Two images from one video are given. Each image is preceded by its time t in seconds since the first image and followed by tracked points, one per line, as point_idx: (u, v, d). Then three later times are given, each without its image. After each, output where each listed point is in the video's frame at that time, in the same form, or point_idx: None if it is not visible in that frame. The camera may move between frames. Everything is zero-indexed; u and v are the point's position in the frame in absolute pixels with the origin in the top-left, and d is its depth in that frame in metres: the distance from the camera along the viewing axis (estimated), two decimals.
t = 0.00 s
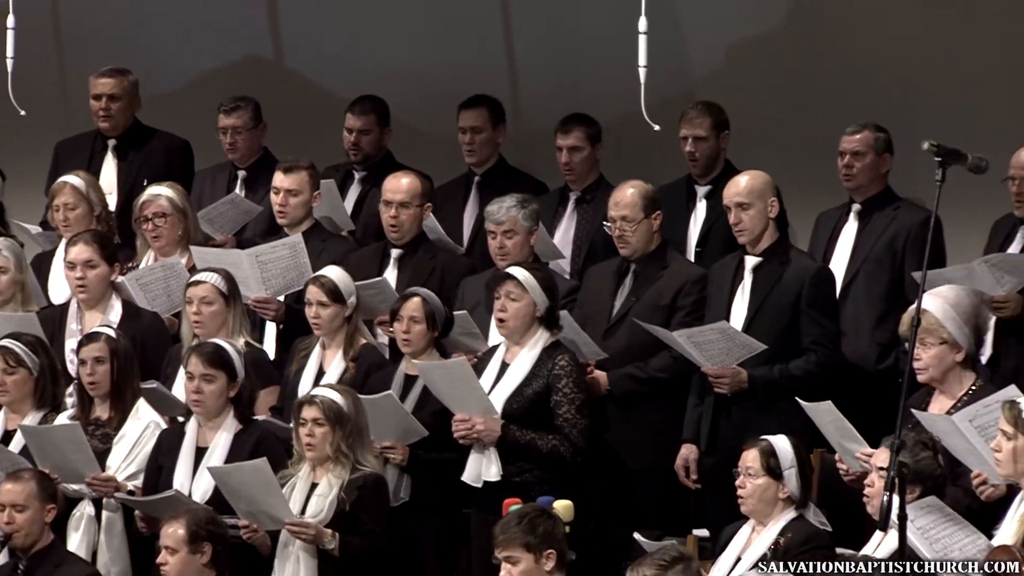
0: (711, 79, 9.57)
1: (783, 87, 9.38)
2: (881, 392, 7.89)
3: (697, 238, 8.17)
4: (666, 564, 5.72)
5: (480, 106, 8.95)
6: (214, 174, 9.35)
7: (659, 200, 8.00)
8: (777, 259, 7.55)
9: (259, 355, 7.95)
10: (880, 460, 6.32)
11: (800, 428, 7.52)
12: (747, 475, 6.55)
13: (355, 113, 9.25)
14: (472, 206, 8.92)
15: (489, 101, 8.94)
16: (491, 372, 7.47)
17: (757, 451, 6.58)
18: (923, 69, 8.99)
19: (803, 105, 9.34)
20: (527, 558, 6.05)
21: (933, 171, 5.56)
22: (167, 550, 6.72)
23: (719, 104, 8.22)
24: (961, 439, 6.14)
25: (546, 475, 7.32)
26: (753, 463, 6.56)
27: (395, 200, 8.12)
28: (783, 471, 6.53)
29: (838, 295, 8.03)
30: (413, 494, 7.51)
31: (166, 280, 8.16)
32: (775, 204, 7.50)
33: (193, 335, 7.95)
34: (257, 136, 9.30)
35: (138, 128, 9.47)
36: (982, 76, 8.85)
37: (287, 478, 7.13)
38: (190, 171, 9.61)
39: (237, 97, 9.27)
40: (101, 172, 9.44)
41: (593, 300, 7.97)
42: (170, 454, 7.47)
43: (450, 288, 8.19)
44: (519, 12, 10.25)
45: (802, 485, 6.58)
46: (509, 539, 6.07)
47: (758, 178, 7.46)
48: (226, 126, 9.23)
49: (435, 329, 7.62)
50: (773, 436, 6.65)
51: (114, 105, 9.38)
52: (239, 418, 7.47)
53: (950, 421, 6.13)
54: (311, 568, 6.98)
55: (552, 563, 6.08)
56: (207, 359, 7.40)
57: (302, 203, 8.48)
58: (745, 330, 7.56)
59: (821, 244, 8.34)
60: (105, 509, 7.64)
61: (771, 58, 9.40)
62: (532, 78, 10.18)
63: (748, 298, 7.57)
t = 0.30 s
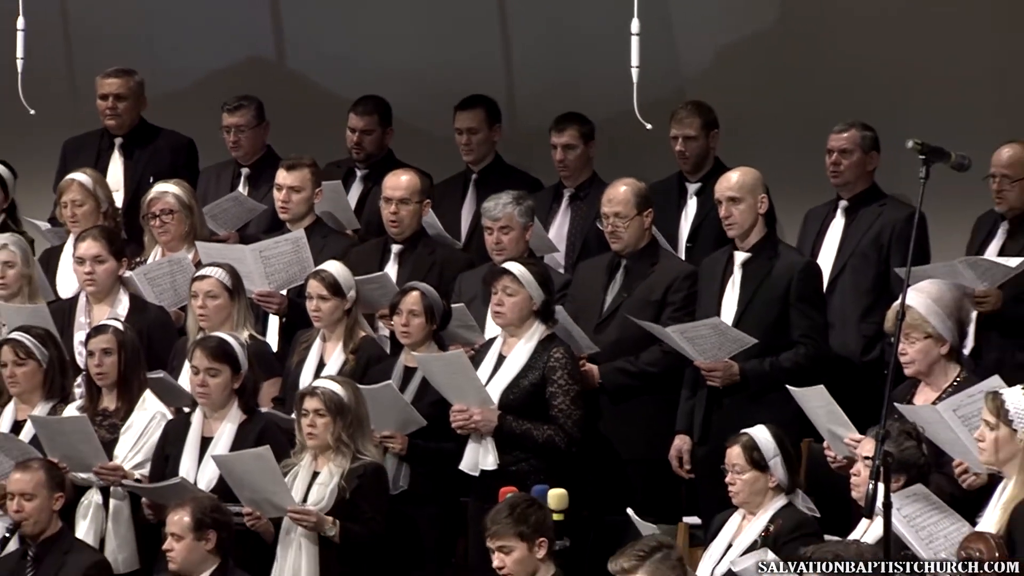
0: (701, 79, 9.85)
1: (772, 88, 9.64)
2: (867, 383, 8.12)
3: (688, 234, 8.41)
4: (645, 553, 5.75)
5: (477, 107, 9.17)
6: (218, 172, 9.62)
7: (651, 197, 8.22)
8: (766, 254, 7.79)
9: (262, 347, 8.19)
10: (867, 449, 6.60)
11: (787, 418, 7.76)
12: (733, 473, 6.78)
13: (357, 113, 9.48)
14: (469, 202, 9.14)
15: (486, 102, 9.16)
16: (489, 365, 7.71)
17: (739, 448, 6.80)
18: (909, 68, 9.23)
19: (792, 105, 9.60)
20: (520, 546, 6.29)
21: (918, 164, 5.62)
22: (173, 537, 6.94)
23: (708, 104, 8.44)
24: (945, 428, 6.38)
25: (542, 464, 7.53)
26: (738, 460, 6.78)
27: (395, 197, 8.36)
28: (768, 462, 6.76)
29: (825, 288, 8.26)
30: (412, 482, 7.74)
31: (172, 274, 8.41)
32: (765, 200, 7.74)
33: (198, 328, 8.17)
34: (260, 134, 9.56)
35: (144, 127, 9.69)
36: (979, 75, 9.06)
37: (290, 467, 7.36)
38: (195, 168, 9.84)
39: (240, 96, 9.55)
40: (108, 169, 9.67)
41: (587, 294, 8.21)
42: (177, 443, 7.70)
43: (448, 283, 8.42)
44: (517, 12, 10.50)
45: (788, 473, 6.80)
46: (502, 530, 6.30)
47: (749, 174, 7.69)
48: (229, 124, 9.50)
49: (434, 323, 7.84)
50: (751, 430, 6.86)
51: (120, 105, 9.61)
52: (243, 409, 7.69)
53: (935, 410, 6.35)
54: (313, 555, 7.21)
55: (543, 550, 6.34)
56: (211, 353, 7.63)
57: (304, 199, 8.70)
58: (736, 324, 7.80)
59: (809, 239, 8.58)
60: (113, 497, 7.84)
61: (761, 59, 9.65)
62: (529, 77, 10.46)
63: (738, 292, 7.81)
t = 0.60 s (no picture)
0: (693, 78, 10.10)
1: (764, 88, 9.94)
2: (852, 372, 8.42)
3: (679, 230, 8.67)
4: (621, 547, 6.03)
5: (474, 107, 9.44)
6: (223, 170, 9.89)
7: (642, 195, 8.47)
8: (755, 249, 8.04)
9: (265, 340, 8.44)
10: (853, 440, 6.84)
11: (775, 409, 8.00)
12: (723, 464, 7.02)
13: (358, 113, 9.73)
14: (467, 199, 9.40)
15: (482, 102, 9.43)
16: (486, 357, 7.97)
17: (728, 439, 7.02)
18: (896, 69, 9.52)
19: (783, 105, 9.89)
20: (521, 541, 6.56)
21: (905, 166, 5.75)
22: (179, 523, 7.18)
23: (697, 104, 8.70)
24: (928, 418, 6.64)
25: (537, 453, 7.80)
26: (727, 451, 7.02)
27: (393, 197, 8.62)
28: (755, 452, 7.00)
29: (812, 282, 8.52)
30: (412, 471, 7.98)
31: (178, 269, 8.66)
32: (754, 198, 7.96)
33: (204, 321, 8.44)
34: (264, 133, 9.82)
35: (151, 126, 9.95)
36: (975, 76, 9.32)
37: (293, 456, 7.61)
38: (200, 166, 10.10)
39: (244, 97, 9.81)
40: (116, 168, 9.92)
41: (581, 290, 8.46)
42: (182, 433, 7.96)
43: (446, 278, 8.68)
44: (514, 13, 10.77)
45: (777, 461, 7.05)
46: (502, 528, 6.55)
47: (739, 173, 7.91)
48: (234, 125, 9.77)
49: (433, 316, 8.11)
50: (740, 421, 7.08)
51: (128, 104, 9.86)
52: (247, 400, 7.95)
53: (917, 400, 6.61)
54: (315, 542, 7.45)
55: (540, 541, 6.63)
56: (213, 350, 7.85)
57: (307, 196, 8.99)
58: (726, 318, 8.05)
59: (797, 235, 8.84)
60: (122, 486, 8.10)
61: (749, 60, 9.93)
62: (527, 76, 10.75)
63: (728, 286, 8.07)
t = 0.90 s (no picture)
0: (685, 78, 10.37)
1: (758, 88, 10.27)
2: (839, 364, 8.70)
3: (671, 227, 8.97)
4: (607, 537, 6.35)
5: (471, 107, 9.67)
6: (229, 168, 10.19)
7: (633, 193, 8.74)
8: (745, 246, 8.31)
9: (269, 333, 8.71)
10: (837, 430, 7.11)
11: (765, 400, 8.27)
12: (714, 454, 7.29)
13: (361, 114, 9.99)
14: (465, 198, 9.68)
15: (480, 103, 9.66)
16: (484, 351, 8.24)
17: (718, 431, 7.29)
18: (889, 71, 9.85)
19: (778, 104, 10.23)
20: (522, 536, 6.84)
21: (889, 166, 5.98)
22: (186, 510, 7.45)
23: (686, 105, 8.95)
24: (911, 410, 6.88)
25: (534, 443, 8.07)
26: (718, 442, 7.29)
27: (391, 197, 8.88)
28: (745, 442, 7.27)
29: (799, 277, 8.80)
30: (412, 460, 8.24)
31: (185, 263, 8.92)
32: (743, 199, 8.23)
33: (210, 314, 8.73)
34: (269, 133, 10.09)
35: (158, 126, 10.23)
36: (961, 77, 9.62)
37: (296, 446, 7.89)
38: (206, 165, 10.39)
39: (249, 98, 10.08)
40: (125, 166, 10.21)
41: (573, 287, 8.72)
42: (189, 424, 8.22)
43: (444, 274, 8.95)
44: (512, 15, 11.04)
45: (765, 451, 7.32)
46: (505, 526, 6.82)
47: (729, 174, 8.19)
48: (240, 126, 10.04)
49: (431, 310, 8.37)
50: (729, 412, 7.33)
51: (136, 105, 10.14)
52: (251, 392, 8.23)
53: (899, 392, 6.86)
54: (320, 531, 7.74)
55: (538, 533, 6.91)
56: (217, 345, 8.12)
57: (310, 195, 9.32)
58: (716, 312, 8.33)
59: (784, 232, 9.12)
60: (130, 474, 8.37)
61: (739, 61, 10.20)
62: (525, 76, 11.02)
63: (719, 282, 8.35)
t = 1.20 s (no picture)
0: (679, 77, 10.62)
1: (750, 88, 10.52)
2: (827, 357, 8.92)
3: (662, 223, 9.19)
4: (592, 529, 6.79)
5: (469, 106, 9.94)
6: (233, 167, 10.43)
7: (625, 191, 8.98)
8: (737, 242, 8.56)
9: (271, 327, 8.94)
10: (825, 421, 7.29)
11: (756, 391, 8.50)
12: (707, 445, 7.49)
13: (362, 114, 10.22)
14: (463, 195, 9.92)
15: (478, 101, 9.93)
16: (482, 344, 8.48)
17: (711, 422, 7.49)
18: (877, 72, 10.13)
19: (769, 104, 10.48)
20: (527, 536, 7.03)
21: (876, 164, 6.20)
22: (190, 500, 7.68)
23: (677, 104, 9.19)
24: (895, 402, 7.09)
25: (531, 434, 8.30)
26: (710, 433, 7.49)
27: (389, 194, 9.14)
28: (737, 433, 7.46)
29: (789, 271, 9.03)
30: (411, 450, 8.47)
31: (189, 258, 9.22)
32: (734, 196, 8.48)
33: (213, 308, 8.97)
34: (272, 132, 10.34)
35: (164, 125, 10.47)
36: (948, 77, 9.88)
37: (301, 434, 8.13)
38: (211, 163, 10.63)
39: (253, 97, 10.31)
40: (131, 165, 10.44)
41: (569, 281, 8.97)
42: (193, 416, 8.44)
43: (442, 269, 9.18)
44: (511, 16, 11.29)
45: (757, 442, 7.51)
46: (509, 527, 6.99)
47: (722, 172, 8.40)
48: (243, 125, 10.29)
49: (429, 304, 8.60)
50: (721, 405, 7.53)
51: (142, 104, 10.39)
52: (253, 384, 8.46)
53: (884, 385, 7.07)
54: (322, 519, 7.98)
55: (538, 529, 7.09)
56: (220, 338, 8.35)
57: (310, 193, 9.57)
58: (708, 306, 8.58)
59: (774, 229, 9.35)
60: (135, 464, 8.55)
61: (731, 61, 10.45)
62: (523, 76, 11.27)
63: (711, 277, 8.59)
